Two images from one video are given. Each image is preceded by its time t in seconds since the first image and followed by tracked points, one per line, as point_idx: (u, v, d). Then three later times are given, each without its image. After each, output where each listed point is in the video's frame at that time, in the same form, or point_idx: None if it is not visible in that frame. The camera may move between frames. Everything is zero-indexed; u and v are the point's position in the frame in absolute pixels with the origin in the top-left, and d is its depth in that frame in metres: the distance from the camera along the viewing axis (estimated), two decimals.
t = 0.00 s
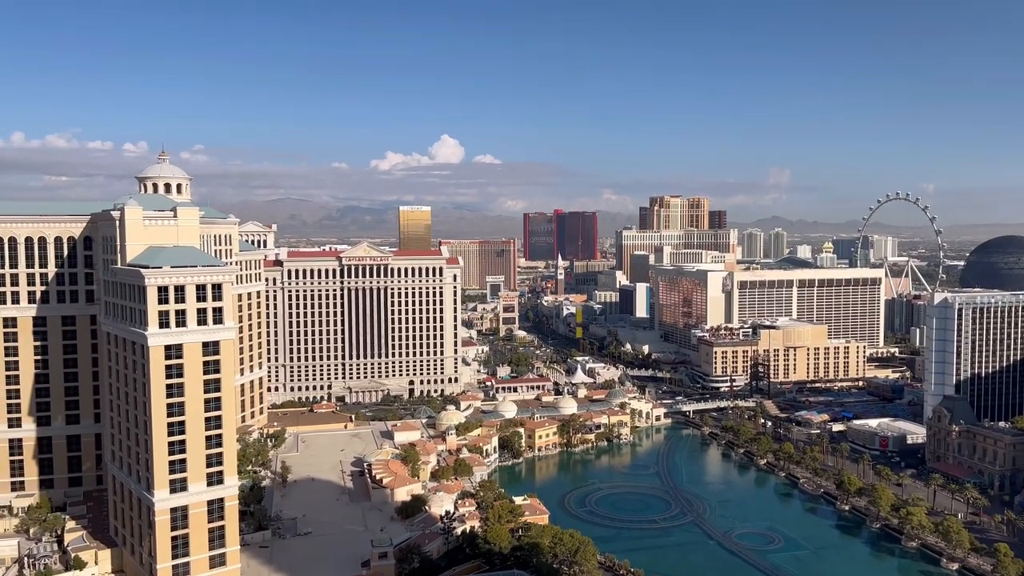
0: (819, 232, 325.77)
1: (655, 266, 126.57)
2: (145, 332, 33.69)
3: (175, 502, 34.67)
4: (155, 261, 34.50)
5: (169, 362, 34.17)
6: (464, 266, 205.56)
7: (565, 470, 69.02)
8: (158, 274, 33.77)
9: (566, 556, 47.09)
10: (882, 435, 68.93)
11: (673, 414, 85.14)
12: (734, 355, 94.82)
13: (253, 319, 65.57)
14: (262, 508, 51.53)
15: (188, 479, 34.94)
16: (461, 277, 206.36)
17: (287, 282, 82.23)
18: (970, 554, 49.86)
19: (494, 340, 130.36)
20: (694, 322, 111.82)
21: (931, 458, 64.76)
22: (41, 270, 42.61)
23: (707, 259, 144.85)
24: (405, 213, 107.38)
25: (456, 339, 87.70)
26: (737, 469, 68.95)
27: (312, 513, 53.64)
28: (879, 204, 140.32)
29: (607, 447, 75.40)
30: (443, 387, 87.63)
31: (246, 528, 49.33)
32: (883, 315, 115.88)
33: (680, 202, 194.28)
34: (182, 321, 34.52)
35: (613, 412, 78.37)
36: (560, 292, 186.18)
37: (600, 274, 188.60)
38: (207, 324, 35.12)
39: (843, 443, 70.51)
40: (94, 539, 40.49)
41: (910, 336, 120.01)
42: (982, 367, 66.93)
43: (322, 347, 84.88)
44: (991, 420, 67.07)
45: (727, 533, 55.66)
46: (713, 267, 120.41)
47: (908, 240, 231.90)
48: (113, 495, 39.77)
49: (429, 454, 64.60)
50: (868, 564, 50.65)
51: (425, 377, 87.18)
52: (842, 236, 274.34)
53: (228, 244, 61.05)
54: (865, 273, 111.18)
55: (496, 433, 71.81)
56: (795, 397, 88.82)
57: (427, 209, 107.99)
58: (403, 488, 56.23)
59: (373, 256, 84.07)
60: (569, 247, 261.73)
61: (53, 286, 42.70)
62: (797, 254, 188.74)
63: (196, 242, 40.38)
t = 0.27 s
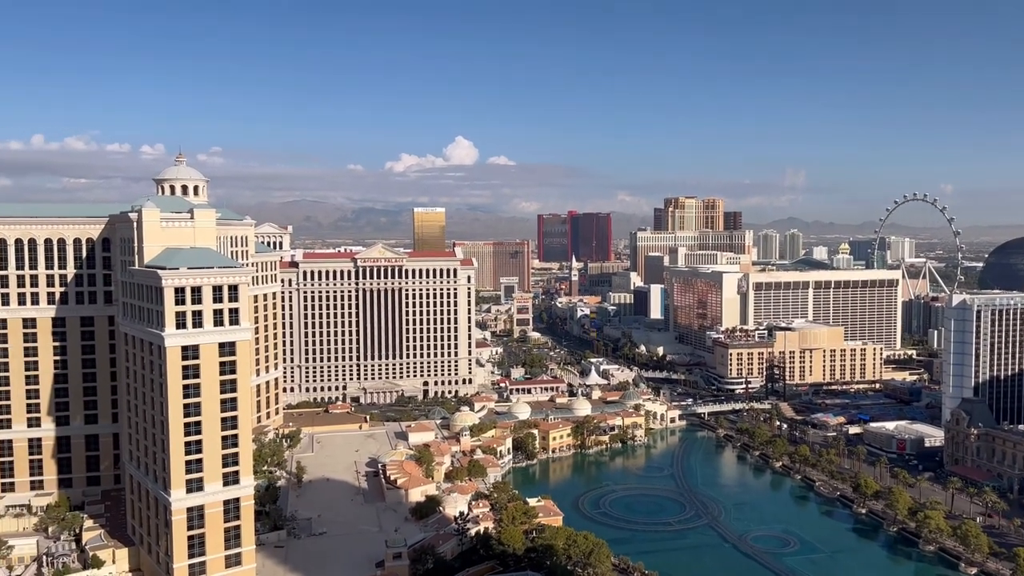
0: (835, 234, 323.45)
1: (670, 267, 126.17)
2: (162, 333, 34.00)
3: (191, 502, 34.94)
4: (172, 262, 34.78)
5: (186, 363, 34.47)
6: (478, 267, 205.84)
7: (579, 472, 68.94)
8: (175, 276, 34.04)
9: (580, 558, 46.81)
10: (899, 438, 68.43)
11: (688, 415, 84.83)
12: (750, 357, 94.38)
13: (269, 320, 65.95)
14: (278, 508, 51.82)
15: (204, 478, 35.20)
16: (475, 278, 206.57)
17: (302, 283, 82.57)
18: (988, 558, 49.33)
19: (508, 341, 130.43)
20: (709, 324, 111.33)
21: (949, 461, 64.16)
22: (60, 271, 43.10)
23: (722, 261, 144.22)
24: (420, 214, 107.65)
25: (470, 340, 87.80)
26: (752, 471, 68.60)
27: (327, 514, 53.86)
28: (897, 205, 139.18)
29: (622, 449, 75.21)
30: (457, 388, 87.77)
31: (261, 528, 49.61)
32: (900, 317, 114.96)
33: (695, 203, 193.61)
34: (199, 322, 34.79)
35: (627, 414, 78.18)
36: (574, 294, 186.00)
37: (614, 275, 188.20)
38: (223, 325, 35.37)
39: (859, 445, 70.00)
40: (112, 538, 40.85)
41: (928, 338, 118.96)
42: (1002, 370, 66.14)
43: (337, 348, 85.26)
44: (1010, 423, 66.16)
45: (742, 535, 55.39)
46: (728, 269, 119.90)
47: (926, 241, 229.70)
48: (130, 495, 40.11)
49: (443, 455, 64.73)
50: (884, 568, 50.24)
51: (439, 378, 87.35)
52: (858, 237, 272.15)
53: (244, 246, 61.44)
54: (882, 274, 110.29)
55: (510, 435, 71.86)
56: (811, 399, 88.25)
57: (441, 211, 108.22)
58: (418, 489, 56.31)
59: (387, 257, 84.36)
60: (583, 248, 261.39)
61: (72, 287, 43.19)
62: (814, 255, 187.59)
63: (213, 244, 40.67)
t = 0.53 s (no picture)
0: (852, 235, 320.93)
1: (685, 269, 125.68)
2: (179, 333, 34.25)
3: (208, 501, 35.16)
4: (190, 263, 35.02)
5: (203, 363, 34.69)
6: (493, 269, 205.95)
7: (594, 473, 68.79)
8: (192, 277, 34.28)
9: (594, 560, 46.79)
10: (918, 441, 67.82)
11: (704, 418, 84.41)
12: (766, 359, 93.86)
13: (284, 321, 66.28)
14: (293, 508, 52.05)
15: (221, 478, 35.41)
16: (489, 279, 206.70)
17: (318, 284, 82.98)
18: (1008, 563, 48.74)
19: (522, 343, 130.33)
20: (724, 326, 110.80)
21: (968, 465, 63.46)
22: (79, 272, 43.52)
23: (738, 262, 143.47)
24: (435, 216, 107.87)
25: (484, 341, 87.82)
26: (769, 474, 68.18)
27: (342, 514, 54.05)
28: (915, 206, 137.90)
29: (637, 451, 74.96)
30: (472, 389, 87.81)
31: (277, 528, 49.84)
32: (918, 319, 113.88)
33: (710, 204, 192.78)
34: (216, 322, 35.02)
35: (642, 416, 77.95)
36: (588, 295, 185.66)
37: (629, 277, 187.70)
38: (240, 325, 35.59)
39: (877, 448, 69.44)
40: (130, 536, 41.15)
41: (947, 340, 117.79)
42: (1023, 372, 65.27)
43: (352, 349, 85.56)
44: None
45: (758, 538, 55.05)
46: (744, 270, 119.27)
47: (945, 243, 227.20)
48: (148, 494, 40.38)
49: (457, 456, 64.83)
50: (902, 572, 49.72)
51: (454, 379, 87.43)
52: (876, 239, 269.60)
53: (260, 247, 61.76)
54: (900, 276, 109.38)
55: (524, 436, 71.82)
56: (828, 402, 87.59)
57: (456, 212, 108.40)
58: (432, 489, 56.40)
59: (402, 258, 84.55)
60: (597, 249, 260.84)
61: (91, 288, 43.59)
62: (831, 256, 186.21)
63: (230, 245, 40.92)
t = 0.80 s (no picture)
0: (869, 236, 318.44)
1: (700, 270, 125.20)
2: (195, 334, 34.50)
3: (224, 500, 35.40)
4: (206, 264, 35.27)
5: (219, 363, 34.94)
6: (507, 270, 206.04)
7: (608, 475, 68.65)
8: (208, 277, 34.53)
9: (608, 562, 46.57)
10: (935, 444, 67.26)
11: (718, 420, 84.05)
12: (781, 361, 93.35)
13: (299, 321, 66.60)
14: (308, 508, 52.29)
15: (236, 477, 35.65)
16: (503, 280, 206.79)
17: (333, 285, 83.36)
18: None
19: (536, 344, 130.34)
20: (739, 327, 110.27)
21: (987, 468, 62.72)
22: (97, 273, 43.95)
23: (753, 263, 142.72)
24: (449, 217, 108.06)
25: (498, 342, 87.86)
26: (784, 477, 67.79)
27: (356, 514, 54.22)
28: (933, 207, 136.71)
29: (651, 453, 74.75)
30: (486, 390, 87.88)
31: (292, 528, 50.09)
32: (936, 321, 112.86)
33: (726, 205, 191.96)
34: (232, 323, 35.25)
35: (656, 418, 77.78)
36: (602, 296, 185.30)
37: (643, 278, 187.20)
38: (256, 326, 35.81)
39: (894, 451, 68.89)
40: (146, 535, 41.49)
41: (965, 343, 116.68)
42: None
43: (367, 349, 85.91)
44: None
45: (773, 541, 54.73)
46: (759, 272, 118.63)
47: (963, 244, 224.77)
48: (164, 493, 40.68)
49: (471, 457, 64.93)
50: None
51: (467, 380, 87.53)
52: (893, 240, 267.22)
53: (276, 248, 62.07)
54: (917, 278, 108.49)
55: (538, 437, 71.82)
56: (844, 405, 86.96)
57: (470, 214, 108.56)
58: (446, 490, 56.51)
59: (416, 259, 84.71)
60: (611, 250, 260.29)
61: (109, 288, 44.01)
62: (847, 258, 184.88)
63: (245, 246, 41.18)
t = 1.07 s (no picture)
0: (883, 236, 316.45)
1: (711, 271, 124.80)
2: (208, 334, 34.69)
3: (236, 500, 35.55)
4: (219, 264, 35.46)
5: (232, 363, 35.11)
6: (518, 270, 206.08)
7: (619, 477, 68.50)
8: (221, 278, 34.71)
9: (619, 564, 46.25)
10: (949, 445, 66.58)
11: (730, 421, 83.72)
12: (794, 362, 92.96)
13: (311, 322, 66.82)
14: (319, 508, 52.46)
15: (248, 477, 35.80)
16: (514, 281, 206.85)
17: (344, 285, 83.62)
18: None
19: (547, 345, 130.31)
20: (752, 329, 109.85)
21: (1001, 471, 61.96)
22: (111, 273, 44.26)
23: (765, 264, 142.17)
24: (460, 217, 108.19)
25: (509, 343, 87.90)
26: (796, 479, 67.47)
27: (368, 514, 54.32)
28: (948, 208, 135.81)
29: (662, 454, 74.57)
30: (497, 391, 87.94)
31: (303, 527, 50.26)
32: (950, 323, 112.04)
33: (738, 206, 191.35)
34: (244, 323, 35.43)
35: (668, 419, 77.63)
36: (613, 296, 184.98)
37: (655, 279, 186.79)
38: (268, 326, 35.97)
39: (908, 453, 68.48)
40: (159, 534, 41.74)
41: (979, 344, 115.79)
42: None
43: (378, 350, 86.09)
44: None
45: (785, 544, 54.46)
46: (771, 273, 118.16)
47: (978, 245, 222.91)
48: (177, 492, 40.91)
49: (482, 457, 64.98)
50: None
51: (478, 380, 87.61)
52: (907, 241, 265.26)
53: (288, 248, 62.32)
54: (931, 279, 107.77)
55: (549, 438, 71.78)
56: (857, 406, 86.46)
57: (481, 214, 108.70)
58: (457, 491, 56.59)
59: (427, 260, 84.81)
60: (623, 251, 259.83)
61: (123, 289, 44.31)
62: (861, 258, 183.84)
63: (258, 246, 41.39)
